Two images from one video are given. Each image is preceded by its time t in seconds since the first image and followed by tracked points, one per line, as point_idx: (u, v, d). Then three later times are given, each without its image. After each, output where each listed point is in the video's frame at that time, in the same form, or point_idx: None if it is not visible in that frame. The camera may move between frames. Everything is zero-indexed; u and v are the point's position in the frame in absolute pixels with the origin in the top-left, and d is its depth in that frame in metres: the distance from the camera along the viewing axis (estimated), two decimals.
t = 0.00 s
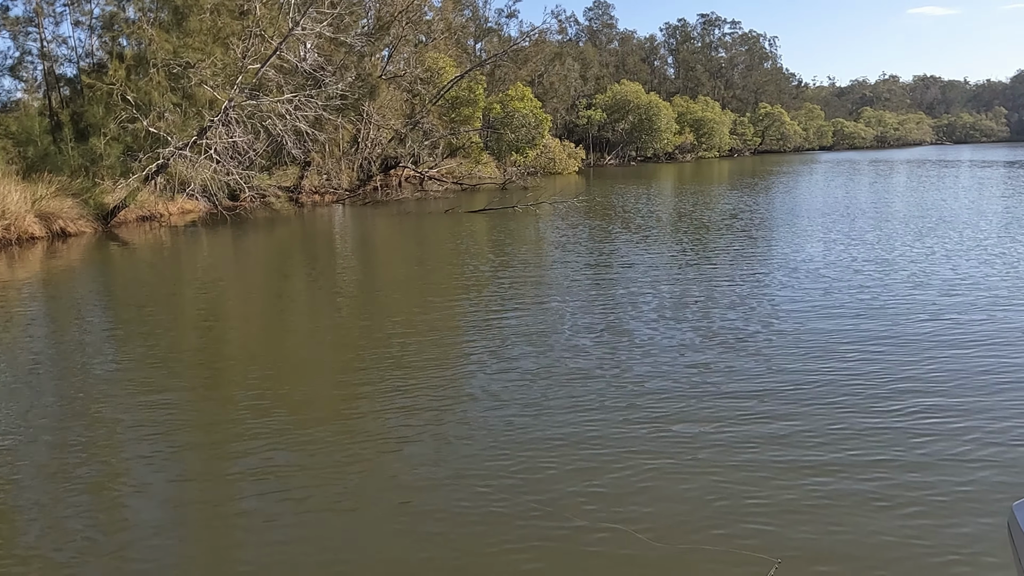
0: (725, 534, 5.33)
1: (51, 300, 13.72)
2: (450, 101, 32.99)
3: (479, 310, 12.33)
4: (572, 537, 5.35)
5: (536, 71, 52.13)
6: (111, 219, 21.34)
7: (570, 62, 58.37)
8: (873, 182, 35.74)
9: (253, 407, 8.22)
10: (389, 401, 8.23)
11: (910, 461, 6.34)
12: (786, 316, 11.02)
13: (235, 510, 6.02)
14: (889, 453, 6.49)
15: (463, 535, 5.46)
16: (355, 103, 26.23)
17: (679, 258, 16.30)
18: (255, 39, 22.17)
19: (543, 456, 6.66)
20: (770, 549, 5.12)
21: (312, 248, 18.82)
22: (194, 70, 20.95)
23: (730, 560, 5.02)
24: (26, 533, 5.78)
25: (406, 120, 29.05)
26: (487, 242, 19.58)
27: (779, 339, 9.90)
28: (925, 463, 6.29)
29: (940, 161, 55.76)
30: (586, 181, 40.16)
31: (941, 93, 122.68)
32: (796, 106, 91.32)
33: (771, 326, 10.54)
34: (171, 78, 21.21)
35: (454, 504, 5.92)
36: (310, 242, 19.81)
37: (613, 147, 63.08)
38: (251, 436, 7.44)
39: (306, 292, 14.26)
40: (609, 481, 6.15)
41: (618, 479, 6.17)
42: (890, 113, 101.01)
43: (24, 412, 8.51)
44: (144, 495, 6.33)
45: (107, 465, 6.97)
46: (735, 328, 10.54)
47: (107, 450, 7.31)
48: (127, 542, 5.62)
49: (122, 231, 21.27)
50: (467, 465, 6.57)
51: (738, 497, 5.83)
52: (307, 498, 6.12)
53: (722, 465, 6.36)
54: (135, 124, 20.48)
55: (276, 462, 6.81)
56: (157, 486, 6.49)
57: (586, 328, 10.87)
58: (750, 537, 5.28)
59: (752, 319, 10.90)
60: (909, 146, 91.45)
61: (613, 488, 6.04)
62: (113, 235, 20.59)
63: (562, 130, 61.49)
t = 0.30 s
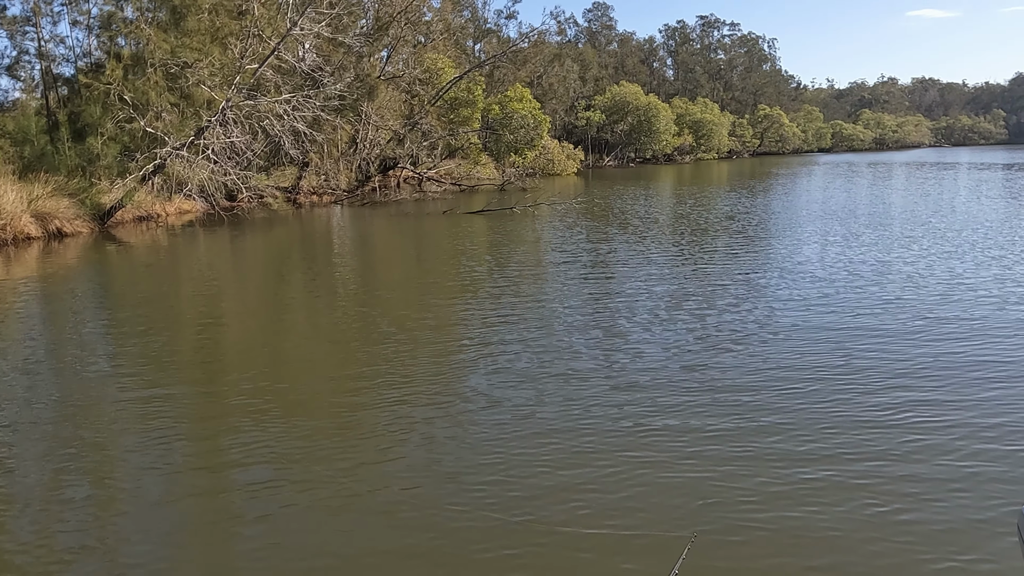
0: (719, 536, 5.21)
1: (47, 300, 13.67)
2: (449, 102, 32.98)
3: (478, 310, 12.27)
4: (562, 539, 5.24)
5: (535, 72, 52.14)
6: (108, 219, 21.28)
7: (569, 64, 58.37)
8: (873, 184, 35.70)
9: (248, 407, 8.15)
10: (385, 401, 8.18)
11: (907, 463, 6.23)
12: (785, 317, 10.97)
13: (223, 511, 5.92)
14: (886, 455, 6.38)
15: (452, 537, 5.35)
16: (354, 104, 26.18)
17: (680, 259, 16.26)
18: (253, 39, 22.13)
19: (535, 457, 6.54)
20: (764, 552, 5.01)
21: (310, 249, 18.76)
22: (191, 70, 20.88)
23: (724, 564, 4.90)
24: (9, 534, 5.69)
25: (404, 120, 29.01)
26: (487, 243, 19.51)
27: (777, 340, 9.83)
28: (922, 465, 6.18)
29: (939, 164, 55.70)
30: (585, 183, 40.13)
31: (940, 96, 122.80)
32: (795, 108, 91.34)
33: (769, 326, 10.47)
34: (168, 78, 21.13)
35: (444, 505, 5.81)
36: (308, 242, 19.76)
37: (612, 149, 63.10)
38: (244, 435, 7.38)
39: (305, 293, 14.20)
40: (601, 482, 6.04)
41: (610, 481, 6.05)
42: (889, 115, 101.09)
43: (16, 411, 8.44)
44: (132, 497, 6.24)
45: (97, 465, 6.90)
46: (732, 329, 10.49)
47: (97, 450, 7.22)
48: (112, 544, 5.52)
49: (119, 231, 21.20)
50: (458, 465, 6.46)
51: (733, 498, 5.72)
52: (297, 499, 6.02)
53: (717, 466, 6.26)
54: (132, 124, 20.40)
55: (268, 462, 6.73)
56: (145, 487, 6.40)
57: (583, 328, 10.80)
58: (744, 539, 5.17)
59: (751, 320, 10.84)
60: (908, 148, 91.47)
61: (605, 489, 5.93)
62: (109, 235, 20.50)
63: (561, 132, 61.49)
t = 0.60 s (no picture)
0: (708, 543, 5.18)
1: (37, 303, 13.58)
2: (443, 105, 32.99)
3: (471, 313, 12.23)
4: (550, 544, 5.20)
5: (530, 75, 52.19)
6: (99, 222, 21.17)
7: (564, 67, 58.42)
8: (867, 188, 35.82)
9: (239, 410, 8.10)
10: (377, 404, 8.13)
11: (896, 468, 6.21)
12: (779, 320, 10.97)
13: (212, 515, 5.88)
14: (876, 459, 6.36)
15: (439, 541, 5.30)
16: (348, 106, 26.14)
17: (674, 262, 16.25)
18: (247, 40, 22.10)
19: (524, 461, 6.51)
20: (753, 557, 4.99)
21: (305, 252, 18.71)
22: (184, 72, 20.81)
23: (711, 569, 4.88)
24: None
25: (398, 123, 28.98)
26: (481, 246, 19.49)
27: (769, 343, 9.82)
28: (911, 470, 6.16)
29: (932, 168, 55.88)
30: (579, 186, 40.13)
31: (932, 101, 123.47)
32: (789, 112, 91.61)
33: (762, 330, 10.47)
34: (161, 79, 21.03)
35: (431, 509, 5.77)
36: (302, 245, 19.69)
37: (606, 152, 63.16)
38: (234, 438, 7.33)
39: (298, 295, 14.14)
40: (590, 487, 6.01)
41: (600, 486, 6.02)
42: (882, 120, 101.51)
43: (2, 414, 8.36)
44: (119, 500, 6.18)
45: (84, 468, 6.84)
46: (725, 332, 10.48)
47: (88, 452, 7.17)
48: (98, 547, 5.46)
49: (111, 234, 21.11)
50: (447, 470, 6.42)
51: (722, 503, 5.69)
52: (287, 502, 5.98)
53: (706, 471, 6.23)
54: (125, 126, 20.28)
55: (262, 464, 6.71)
56: (133, 490, 6.35)
57: (576, 332, 10.78)
58: (733, 545, 5.14)
59: (744, 324, 10.83)
60: (901, 152, 91.84)
61: (595, 493, 5.91)
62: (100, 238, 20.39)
63: (556, 135, 61.54)
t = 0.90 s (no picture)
0: (689, 547, 5.16)
1: (24, 307, 13.48)
2: (434, 110, 32.99)
3: (462, 318, 12.20)
4: (530, 549, 5.18)
5: (522, 80, 52.28)
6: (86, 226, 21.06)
7: (556, 72, 58.54)
8: (857, 194, 36.01)
9: (226, 415, 8.05)
10: (364, 408, 8.10)
11: (877, 472, 6.21)
12: (768, 325, 10.99)
13: (194, 520, 5.83)
14: (857, 464, 6.36)
15: (420, 547, 5.27)
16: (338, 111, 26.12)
17: (665, 268, 16.27)
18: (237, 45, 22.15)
19: (507, 466, 6.49)
20: (734, 561, 4.97)
21: (295, 256, 18.64)
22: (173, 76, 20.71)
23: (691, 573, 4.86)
24: None
25: (389, 128, 28.97)
26: (472, 251, 19.48)
27: (756, 348, 9.84)
28: (892, 475, 6.17)
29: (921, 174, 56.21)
30: (571, 191, 40.18)
31: (921, 108, 124.39)
32: (780, 118, 92.06)
33: (750, 335, 10.49)
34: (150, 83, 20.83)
35: (413, 514, 5.74)
36: (293, 249, 19.61)
37: (598, 158, 63.29)
38: (220, 443, 7.28)
39: (287, 300, 14.08)
40: (572, 491, 5.99)
41: (582, 490, 5.99)
42: (872, 126, 102.16)
43: None
44: (101, 505, 6.13)
45: (66, 473, 6.78)
46: (713, 336, 10.51)
47: (71, 457, 7.12)
48: (77, 552, 5.41)
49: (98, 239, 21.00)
50: (429, 476, 6.38)
51: (703, 507, 5.68)
52: (271, 507, 5.94)
53: (689, 476, 6.22)
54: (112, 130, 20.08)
55: (249, 468, 6.68)
56: (115, 495, 6.29)
57: (564, 336, 10.78)
58: (714, 549, 5.13)
59: (733, 329, 10.85)
60: (891, 158, 92.45)
61: (576, 498, 5.89)
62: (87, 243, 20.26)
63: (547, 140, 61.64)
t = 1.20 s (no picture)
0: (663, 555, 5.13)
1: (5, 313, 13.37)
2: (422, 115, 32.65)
3: (448, 324, 12.15)
4: (502, 555, 5.15)
5: (510, 86, 52.40)
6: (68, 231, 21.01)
7: (544, 77, 58.68)
8: (844, 199, 36.18)
9: (208, 421, 7.97)
10: (348, 414, 8.03)
11: (852, 478, 6.19)
12: (751, 330, 11.01)
13: (170, 530, 5.73)
14: (831, 468, 6.38)
15: (394, 556, 5.21)
16: (325, 117, 26.01)
17: (654, 273, 16.28)
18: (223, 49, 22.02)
19: (482, 472, 6.47)
20: (705, 567, 4.97)
21: (282, 262, 18.53)
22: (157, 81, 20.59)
23: None
24: None
25: (377, 133, 28.88)
26: (461, 257, 19.42)
27: (738, 353, 9.85)
28: (868, 481, 6.15)
29: (907, 179, 56.57)
30: (559, 197, 40.22)
31: (907, 113, 125.51)
32: (767, 124, 92.57)
33: (733, 340, 10.51)
34: (134, 89, 20.78)
35: (386, 521, 5.70)
36: (279, 255, 19.51)
37: (586, 163, 63.46)
38: (200, 450, 7.20)
39: (273, 306, 13.98)
40: (547, 497, 5.96)
41: (557, 497, 5.94)
42: (858, 131, 102.92)
43: None
44: (75, 513, 6.02)
45: (39, 479, 6.70)
46: (696, 341, 10.54)
47: (47, 465, 7.00)
48: (47, 562, 5.30)
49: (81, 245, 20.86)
50: (404, 484, 6.31)
51: (677, 515, 5.64)
52: (250, 515, 5.86)
53: (663, 480, 6.22)
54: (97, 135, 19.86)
55: (233, 475, 6.60)
56: (90, 503, 6.19)
57: (547, 342, 10.77)
58: (687, 556, 5.10)
59: (717, 334, 10.86)
60: (877, 164, 93.17)
61: (551, 503, 5.88)
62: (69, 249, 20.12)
63: (536, 146, 61.76)
